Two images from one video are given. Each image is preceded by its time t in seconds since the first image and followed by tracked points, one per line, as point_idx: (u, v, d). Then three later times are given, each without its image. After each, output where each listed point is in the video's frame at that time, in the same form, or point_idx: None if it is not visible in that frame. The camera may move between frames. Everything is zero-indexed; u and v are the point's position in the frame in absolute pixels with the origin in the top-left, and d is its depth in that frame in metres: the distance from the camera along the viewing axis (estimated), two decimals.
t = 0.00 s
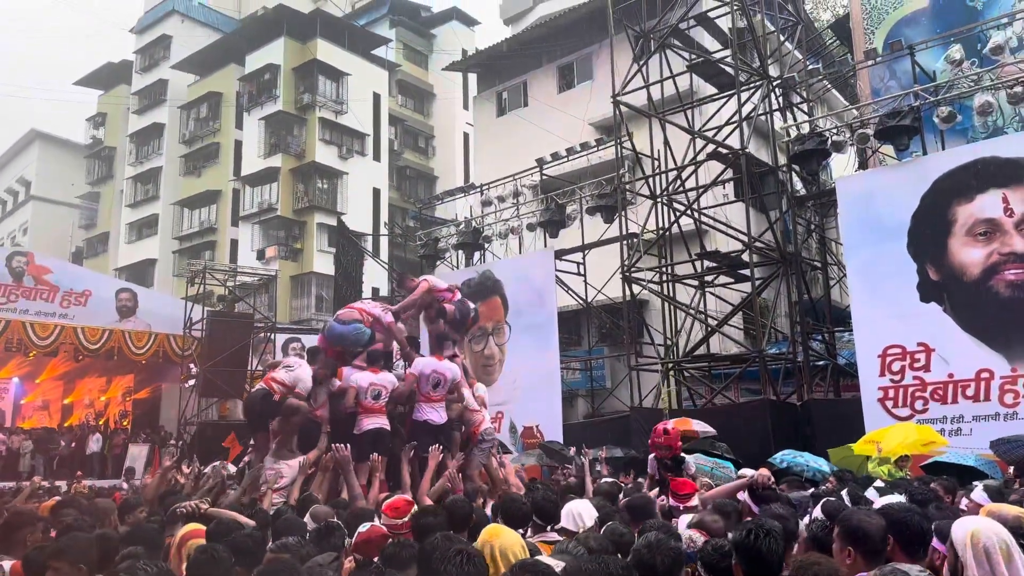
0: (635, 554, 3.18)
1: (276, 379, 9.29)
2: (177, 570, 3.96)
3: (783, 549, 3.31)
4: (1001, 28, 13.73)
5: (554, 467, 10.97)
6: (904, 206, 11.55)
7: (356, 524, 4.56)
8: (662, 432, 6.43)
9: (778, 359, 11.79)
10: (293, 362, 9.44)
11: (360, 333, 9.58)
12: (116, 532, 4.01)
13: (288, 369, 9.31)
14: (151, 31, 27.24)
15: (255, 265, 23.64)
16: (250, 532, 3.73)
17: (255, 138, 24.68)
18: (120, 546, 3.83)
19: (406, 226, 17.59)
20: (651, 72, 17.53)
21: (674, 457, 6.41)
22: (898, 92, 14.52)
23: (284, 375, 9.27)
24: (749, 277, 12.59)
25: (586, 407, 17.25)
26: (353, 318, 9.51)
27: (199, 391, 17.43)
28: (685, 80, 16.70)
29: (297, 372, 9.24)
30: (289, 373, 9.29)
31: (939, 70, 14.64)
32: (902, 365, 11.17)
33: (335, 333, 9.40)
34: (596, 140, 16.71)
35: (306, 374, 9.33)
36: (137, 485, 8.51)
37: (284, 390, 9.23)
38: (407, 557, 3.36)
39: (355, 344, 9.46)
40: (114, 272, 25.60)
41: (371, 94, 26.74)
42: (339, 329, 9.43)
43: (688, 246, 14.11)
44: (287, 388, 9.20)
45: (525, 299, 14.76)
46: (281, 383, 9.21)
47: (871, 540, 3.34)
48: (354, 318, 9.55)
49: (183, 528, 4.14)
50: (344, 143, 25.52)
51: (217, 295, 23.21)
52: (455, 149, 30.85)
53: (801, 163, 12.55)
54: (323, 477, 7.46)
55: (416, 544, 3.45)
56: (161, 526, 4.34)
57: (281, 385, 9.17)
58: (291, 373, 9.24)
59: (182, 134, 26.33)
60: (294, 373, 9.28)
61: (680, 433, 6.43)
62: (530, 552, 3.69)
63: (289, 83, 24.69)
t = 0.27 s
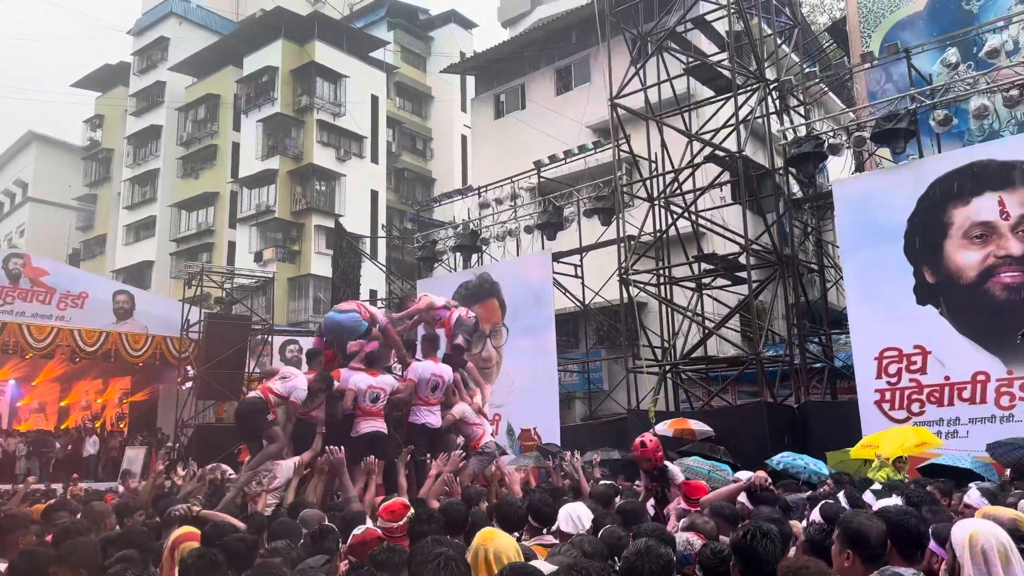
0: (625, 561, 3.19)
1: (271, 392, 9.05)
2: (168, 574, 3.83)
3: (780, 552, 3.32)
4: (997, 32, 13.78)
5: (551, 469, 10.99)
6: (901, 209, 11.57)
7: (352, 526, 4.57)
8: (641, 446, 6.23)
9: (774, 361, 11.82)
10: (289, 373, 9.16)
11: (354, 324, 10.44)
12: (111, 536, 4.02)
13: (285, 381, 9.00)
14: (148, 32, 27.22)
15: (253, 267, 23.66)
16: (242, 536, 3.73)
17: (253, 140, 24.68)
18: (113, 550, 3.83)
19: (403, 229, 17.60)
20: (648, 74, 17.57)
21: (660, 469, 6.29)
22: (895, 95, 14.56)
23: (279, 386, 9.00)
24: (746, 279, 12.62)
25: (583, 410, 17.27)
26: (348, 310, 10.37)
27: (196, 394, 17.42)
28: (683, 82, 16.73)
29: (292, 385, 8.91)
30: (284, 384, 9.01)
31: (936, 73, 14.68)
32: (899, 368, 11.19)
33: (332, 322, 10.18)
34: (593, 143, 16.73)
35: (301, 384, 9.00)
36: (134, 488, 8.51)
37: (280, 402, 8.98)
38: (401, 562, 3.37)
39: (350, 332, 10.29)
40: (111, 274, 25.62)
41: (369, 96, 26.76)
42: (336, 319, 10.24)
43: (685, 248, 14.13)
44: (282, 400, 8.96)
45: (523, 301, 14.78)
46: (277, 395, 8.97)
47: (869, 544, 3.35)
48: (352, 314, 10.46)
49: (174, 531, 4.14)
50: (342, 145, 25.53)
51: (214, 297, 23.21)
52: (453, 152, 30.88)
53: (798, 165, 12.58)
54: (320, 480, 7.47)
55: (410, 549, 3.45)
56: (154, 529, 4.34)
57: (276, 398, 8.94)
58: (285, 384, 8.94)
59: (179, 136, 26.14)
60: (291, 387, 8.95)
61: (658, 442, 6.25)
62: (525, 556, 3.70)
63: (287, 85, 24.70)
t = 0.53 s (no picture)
0: (623, 561, 3.17)
1: (269, 405, 8.79)
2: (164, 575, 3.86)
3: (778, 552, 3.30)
4: (996, 32, 13.76)
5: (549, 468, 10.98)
6: (900, 209, 11.55)
7: (347, 524, 4.55)
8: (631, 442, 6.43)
9: (773, 361, 11.80)
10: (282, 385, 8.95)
11: (352, 318, 10.12)
12: (103, 533, 3.99)
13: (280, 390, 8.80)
14: (146, 29, 27.16)
15: (251, 265, 23.61)
16: (236, 534, 3.72)
17: (251, 138, 24.62)
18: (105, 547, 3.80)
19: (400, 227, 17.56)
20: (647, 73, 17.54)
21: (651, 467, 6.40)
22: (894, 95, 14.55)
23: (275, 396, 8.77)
24: (745, 278, 12.59)
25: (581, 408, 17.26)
26: (346, 303, 10.07)
27: (193, 391, 17.38)
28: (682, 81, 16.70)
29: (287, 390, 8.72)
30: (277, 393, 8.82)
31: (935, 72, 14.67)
32: (897, 367, 11.18)
33: (329, 316, 9.90)
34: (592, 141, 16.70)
35: (294, 388, 8.81)
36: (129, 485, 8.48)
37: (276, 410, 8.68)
38: (395, 561, 3.34)
39: (348, 327, 9.95)
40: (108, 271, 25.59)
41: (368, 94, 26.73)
42: (333, 312, 9.95)
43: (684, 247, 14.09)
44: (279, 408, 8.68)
45: (521, 299, 14.75)
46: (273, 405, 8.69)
47: (869, 544, 3.33)
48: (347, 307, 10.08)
49: (172, 530, 4.13)
50: (341, 143, 25.49)
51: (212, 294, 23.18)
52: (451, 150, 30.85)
53: (796, 164, 12.55)
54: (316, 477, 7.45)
55: (405, 548, 3.43)
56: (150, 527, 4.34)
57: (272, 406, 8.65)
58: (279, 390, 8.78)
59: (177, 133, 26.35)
60: (284, 393, 8.74)
61: (647, 438, 6.45)
62: (520, 555, 3.67)
63: (285, 82, 24.65)
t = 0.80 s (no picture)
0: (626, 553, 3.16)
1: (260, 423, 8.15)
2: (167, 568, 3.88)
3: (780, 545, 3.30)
4: (1000, 27, 13.71)
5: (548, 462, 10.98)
6: (901, 205, 11.53)
7: (348, 516, 4.54)
8: (625, 432, 6.48)
9: (773, 356, 11.79)
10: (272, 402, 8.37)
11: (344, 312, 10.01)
12: (102, 524, 3.98)
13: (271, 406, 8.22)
14: (147, 21, 27.10)
15: (251, 257, 23.61)
16: (236, 525, 3.72)
17: (252, 131, 24.58)
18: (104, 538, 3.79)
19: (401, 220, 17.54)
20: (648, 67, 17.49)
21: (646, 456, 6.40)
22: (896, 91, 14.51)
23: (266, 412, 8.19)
24: (745, 274, 12.57)
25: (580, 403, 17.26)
26: (339, 297, 9.99)
27: (193, 383, 17.37)
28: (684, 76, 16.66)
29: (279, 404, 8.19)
30: (271, 407, 8.23)
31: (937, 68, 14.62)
32: (897, 363, 11.17)
33: (322, 310, 9.82)
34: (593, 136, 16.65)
35: (286, 402, 8.31)
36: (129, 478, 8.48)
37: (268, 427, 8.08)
38: (395, 552, 3.32)
39: (340, 320, 9.92)
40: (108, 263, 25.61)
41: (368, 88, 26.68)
42: (326, 307, 9.87)
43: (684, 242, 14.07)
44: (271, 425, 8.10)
45: (521, 293, 14.73)
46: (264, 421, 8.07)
47: (872, 539, 3.32)
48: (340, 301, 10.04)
49: (174, 520, 4.13)
50: (341, 136, 25.45)
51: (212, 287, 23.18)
52: (452, 144, 30.81)
53: (798, 160, 12.51)
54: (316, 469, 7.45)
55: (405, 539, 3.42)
56: (151, 518, 4.34)
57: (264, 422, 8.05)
58: (271, 404, 8.16)
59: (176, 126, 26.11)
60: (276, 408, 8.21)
61: (640, 428, 6.48)
62: (519, 547, 3.67)
63: (286, 74, 24.60)
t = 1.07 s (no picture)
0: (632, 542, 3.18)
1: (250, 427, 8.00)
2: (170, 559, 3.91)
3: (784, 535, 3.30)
4: (1008, 19, 13.63)
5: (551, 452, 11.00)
6: (907, 197, 11.49)
7: (352, 504, 4.55)
8: (617, 423, 6.50)
9: (777, 348, 11.77)
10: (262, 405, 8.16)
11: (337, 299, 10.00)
12: (108, 510, 3.99)
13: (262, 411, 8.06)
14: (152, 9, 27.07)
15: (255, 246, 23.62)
16: (240, 512, 3.73)
17: (256, 119, 24.57)
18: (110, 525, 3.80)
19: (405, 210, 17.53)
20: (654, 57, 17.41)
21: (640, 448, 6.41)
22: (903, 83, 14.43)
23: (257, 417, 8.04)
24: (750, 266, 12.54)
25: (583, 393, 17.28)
26: (331, 285, 9.97)
27: (197, 371, 17.42)
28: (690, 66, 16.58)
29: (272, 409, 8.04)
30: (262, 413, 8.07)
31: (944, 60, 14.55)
32: (901, 356, 11.16)
33: (314, 298, 9.82)
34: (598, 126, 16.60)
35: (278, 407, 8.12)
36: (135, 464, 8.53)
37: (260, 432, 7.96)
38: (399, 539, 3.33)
39: (333, 308, 9.88)
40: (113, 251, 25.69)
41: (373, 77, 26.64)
42: (318, 295, 9.87)
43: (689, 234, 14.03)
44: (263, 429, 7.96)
45: (525, 284, 14.73)
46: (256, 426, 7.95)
47: (877, 530, 3.32)
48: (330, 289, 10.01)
49: (179, 506, 4.14)
50: (345, 125, 25.41)
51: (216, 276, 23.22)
52: (456, 134, 30.77)
53: (804, 152, 12.45)
54: (319, 457, 7.47)
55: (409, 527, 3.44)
56: (157, 504, 4.36)
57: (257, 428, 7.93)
58: (260, 410, 7.98)
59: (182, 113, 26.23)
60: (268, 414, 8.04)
61: (633, 418, 6.50)
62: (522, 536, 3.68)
63: (291, 63, 24.56)
